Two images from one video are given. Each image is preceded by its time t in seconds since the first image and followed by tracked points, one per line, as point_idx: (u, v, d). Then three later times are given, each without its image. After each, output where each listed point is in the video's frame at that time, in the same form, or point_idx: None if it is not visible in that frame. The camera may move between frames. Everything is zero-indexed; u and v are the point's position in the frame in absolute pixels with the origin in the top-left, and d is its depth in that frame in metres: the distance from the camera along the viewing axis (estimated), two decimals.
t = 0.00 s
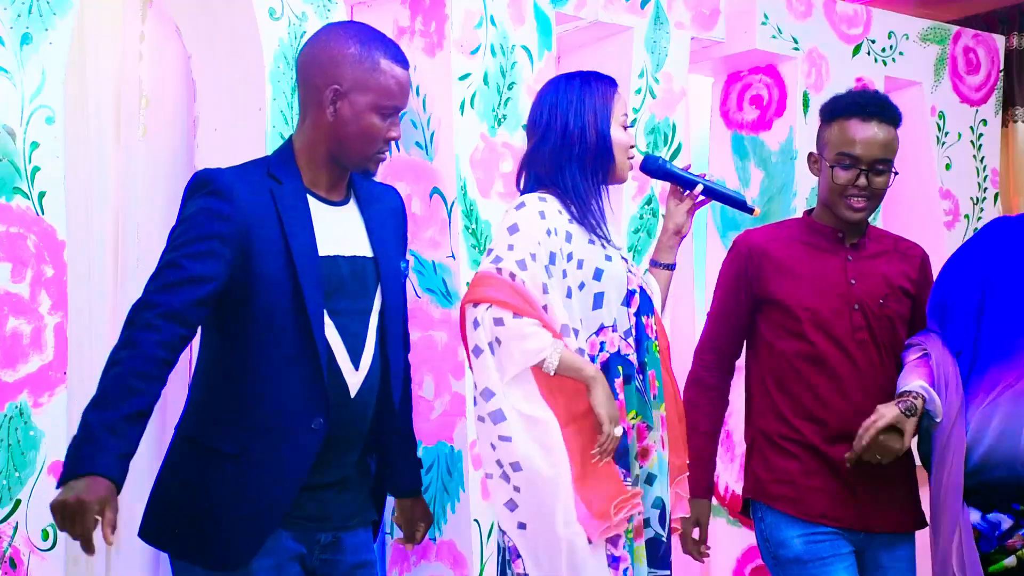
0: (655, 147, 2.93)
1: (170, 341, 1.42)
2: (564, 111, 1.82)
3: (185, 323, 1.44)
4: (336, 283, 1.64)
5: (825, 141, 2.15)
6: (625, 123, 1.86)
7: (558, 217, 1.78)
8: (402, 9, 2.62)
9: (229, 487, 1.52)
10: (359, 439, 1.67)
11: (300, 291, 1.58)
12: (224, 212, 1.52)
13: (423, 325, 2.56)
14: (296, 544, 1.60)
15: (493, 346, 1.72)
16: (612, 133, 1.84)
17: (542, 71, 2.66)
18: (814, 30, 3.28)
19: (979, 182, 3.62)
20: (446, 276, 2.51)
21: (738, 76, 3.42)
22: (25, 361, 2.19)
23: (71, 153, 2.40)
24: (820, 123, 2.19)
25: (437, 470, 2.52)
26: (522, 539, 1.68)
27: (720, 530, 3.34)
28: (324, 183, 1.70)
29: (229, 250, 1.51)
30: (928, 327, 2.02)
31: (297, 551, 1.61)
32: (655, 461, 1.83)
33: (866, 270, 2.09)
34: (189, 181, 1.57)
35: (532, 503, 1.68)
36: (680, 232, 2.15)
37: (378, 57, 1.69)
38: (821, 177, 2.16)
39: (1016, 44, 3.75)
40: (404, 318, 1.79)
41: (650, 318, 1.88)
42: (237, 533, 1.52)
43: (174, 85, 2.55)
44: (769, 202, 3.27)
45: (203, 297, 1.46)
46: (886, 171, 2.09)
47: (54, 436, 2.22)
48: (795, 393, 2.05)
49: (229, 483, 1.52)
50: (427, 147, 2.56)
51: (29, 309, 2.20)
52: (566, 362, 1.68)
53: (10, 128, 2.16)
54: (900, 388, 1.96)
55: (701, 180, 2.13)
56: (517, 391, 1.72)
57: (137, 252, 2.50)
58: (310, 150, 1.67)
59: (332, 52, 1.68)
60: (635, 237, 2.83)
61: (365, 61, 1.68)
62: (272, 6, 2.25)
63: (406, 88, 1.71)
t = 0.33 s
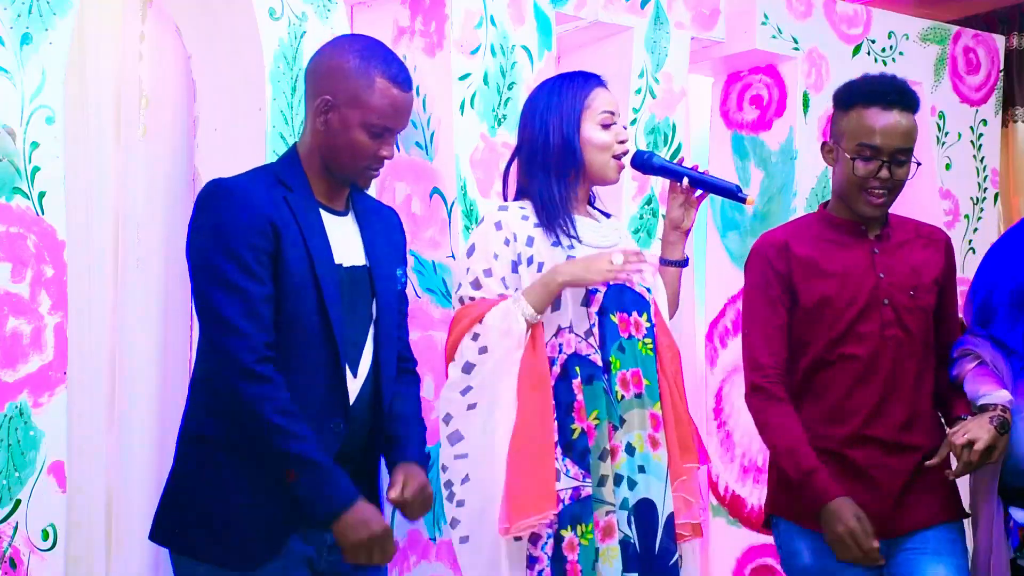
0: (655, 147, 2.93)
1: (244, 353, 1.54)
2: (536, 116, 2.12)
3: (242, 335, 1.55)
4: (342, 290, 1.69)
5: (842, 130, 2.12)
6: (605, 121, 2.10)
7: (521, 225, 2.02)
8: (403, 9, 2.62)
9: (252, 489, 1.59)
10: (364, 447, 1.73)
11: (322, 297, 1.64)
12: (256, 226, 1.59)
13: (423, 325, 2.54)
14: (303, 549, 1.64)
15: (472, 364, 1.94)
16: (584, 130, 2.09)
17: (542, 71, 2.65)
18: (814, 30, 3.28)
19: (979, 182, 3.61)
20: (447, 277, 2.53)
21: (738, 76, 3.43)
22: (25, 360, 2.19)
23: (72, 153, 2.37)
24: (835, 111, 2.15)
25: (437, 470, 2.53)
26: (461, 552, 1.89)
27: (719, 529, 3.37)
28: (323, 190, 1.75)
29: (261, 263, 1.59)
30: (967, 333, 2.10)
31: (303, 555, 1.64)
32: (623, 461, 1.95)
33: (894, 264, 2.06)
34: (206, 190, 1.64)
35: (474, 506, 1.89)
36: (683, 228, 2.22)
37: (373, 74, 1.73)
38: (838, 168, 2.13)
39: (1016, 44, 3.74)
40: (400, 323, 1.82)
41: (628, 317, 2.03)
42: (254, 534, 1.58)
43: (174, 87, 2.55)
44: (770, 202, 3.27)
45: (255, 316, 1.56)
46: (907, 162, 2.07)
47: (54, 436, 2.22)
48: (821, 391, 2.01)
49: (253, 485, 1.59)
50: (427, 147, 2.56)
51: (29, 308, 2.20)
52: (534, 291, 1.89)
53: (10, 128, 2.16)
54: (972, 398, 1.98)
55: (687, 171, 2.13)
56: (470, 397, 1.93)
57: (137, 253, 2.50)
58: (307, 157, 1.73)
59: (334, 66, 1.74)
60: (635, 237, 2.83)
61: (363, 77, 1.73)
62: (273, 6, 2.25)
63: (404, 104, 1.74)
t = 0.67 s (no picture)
0: (655, 147, 2.92)
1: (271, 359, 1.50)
2: (525, 131, 2.26)
3: (270, 343, 1.51)
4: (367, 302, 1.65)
5: (914, 108, 1.78)
6: (588, 131, 2.21)
7: (511, 243, 2.19)
8: (402, 9, 2.61)
9: (279, 497, 1.52)
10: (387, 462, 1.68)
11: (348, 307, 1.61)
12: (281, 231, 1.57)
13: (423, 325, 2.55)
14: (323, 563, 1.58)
15: (470, 367, 2.05)
16: (566, 141, 2.21)
17: (542, 71, 2.65)
18: (814, 30, 3.28)
19: (979, 182, 3.62)
20: (445, 276, 2.52)
21: (738, 76, 3.42)
22: (25, 361, 2.19)
23: (70, 154, 2.41)
24: (901, 84, 1.82)
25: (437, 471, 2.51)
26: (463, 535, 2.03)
27: (720, 528, 3.36)
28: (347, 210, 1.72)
29: (286, 270, 1.55)
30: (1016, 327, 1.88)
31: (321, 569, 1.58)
32: (597, 464, 1.98)
33: (952, 249, 1.76)
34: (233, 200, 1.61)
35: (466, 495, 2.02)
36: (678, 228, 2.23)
37: (395, 97, 1.70)
38: (905, 148, 1.78)
39: (1016, 44, 3.74)
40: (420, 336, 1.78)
41: (614, 321, 2.07)
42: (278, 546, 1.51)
43: (174, 88, 2.54)
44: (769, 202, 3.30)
45: (279, 323, 1.52)
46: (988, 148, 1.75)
47: (55, 436, 2.22)
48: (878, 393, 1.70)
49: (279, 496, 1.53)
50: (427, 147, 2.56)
51: (29, 309, 2.20)
52: (520, 282, 2.06)
53: (10, 128, 2.17)
54: None
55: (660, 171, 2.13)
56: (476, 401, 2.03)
57: (136, 251, 2.50)
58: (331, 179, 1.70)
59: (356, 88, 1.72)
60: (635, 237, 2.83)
61: (384, 99, 1.71)
62: (272, 6, 2.26)
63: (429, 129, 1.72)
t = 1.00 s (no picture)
0: (655, 147, 2.92)
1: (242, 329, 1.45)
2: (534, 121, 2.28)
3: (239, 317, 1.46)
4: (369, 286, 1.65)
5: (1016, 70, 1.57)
6: (597, 123, 2.23)
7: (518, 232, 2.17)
8: (402, 9, 2.61)
9: (273, 472, 1.51)
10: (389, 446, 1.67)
11: (344, 285, 1.60)
12: (278, 207, 1.55)
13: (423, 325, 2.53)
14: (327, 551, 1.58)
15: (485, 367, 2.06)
16: (575, 131, 2.22)
17: (542, 71, 2.65)
18: (814, 30, 3.28)
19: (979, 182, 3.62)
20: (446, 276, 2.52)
21: (738, 76, 3.42)
22: (25, 361, 2.18)
23: (69, 155, 2.41)
24: (999, 42, 1.61)
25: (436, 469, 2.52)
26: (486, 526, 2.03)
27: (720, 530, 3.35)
28: (370, 201, 1.73)
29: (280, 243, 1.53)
30: None
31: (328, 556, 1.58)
32: (611, 451, 2.00)
33: None
34: (244, 176, 1.61)
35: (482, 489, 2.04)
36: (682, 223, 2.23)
37: (430, 94, 1.72)
38: (996, 116, 1.58)
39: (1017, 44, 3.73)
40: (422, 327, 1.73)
41: (624, 308, 2.08)
42: (273, 521, 1.50)
43: (174, 87, 2.53)
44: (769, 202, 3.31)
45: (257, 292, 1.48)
46: None
47: (55, 436, 2.21)
48: (933, 383, 1.52)
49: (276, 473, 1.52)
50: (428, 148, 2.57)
51: (29, 309, 2.19)
52: (519, 277, 2.05)
53: (10, 128, 2.16)
54: None
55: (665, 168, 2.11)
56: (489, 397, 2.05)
57: (136, 252, 2.48)
58: (359, 170, 1.70)
59: (392, 83, 1.73)
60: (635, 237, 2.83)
61: (419, 95, 1.72)
62: (272, 6, 2.26)
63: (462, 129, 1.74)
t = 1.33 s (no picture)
0: (655, 147, 2.93)
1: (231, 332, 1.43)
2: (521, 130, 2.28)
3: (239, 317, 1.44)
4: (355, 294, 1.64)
5: None
6: (585, 136, 2.23)
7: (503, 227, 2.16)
8: (402, 9, 2.60)
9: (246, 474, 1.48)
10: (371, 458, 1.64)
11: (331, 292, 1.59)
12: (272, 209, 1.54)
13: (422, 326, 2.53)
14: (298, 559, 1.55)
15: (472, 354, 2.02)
16: (562, 143, 2.23)
17: (542, 71, 2.65)
18: (814, 30, 3.28)
19: (979, 182, 3.63)
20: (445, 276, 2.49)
21: (738, 76, 3.42)
22: (25, 361, 2.18)
23: (69, 155, 2.39)
24: None
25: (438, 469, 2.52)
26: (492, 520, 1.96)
27: (720, 530, 3.36)
28: (368, 218, 1.72)
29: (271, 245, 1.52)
30: None
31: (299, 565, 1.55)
32: (610, 454, 2.00)
33: None
34: (242, 179, 1.59)
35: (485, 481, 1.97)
36: (660, 239, 2.37)
37: (428, 108, 1.72)
38: None
39: (1017, 44, 3.71)
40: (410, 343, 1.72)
41: (612, 317, 2.09)
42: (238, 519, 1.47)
43: (174, 88, 2.54)
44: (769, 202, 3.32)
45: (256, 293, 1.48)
46: None
47: (55, 436, 2.21)
48: None
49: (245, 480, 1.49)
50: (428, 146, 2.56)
51: (29, 309, 2.19)
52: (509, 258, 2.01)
53: (10, 128, 2.16)
54: None
55: (664, 186, 2.25)
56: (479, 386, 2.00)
57: (136, 251, 2.48)
58: (358, 188, 1.70)
59: (389, 99, 1.73)
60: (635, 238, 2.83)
61: (416, 110, 1.72)
62: (272, 6, 2.26)
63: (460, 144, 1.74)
